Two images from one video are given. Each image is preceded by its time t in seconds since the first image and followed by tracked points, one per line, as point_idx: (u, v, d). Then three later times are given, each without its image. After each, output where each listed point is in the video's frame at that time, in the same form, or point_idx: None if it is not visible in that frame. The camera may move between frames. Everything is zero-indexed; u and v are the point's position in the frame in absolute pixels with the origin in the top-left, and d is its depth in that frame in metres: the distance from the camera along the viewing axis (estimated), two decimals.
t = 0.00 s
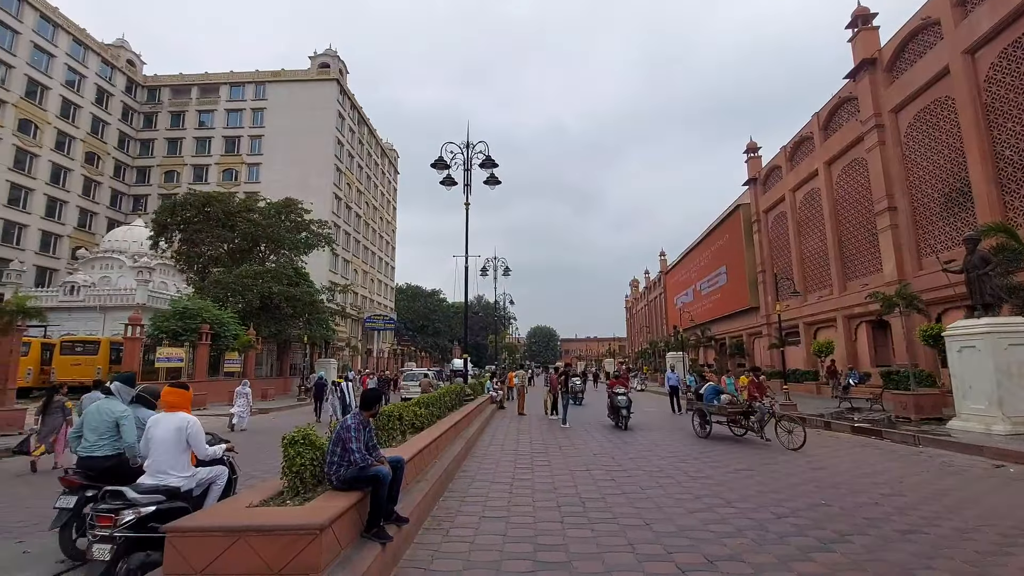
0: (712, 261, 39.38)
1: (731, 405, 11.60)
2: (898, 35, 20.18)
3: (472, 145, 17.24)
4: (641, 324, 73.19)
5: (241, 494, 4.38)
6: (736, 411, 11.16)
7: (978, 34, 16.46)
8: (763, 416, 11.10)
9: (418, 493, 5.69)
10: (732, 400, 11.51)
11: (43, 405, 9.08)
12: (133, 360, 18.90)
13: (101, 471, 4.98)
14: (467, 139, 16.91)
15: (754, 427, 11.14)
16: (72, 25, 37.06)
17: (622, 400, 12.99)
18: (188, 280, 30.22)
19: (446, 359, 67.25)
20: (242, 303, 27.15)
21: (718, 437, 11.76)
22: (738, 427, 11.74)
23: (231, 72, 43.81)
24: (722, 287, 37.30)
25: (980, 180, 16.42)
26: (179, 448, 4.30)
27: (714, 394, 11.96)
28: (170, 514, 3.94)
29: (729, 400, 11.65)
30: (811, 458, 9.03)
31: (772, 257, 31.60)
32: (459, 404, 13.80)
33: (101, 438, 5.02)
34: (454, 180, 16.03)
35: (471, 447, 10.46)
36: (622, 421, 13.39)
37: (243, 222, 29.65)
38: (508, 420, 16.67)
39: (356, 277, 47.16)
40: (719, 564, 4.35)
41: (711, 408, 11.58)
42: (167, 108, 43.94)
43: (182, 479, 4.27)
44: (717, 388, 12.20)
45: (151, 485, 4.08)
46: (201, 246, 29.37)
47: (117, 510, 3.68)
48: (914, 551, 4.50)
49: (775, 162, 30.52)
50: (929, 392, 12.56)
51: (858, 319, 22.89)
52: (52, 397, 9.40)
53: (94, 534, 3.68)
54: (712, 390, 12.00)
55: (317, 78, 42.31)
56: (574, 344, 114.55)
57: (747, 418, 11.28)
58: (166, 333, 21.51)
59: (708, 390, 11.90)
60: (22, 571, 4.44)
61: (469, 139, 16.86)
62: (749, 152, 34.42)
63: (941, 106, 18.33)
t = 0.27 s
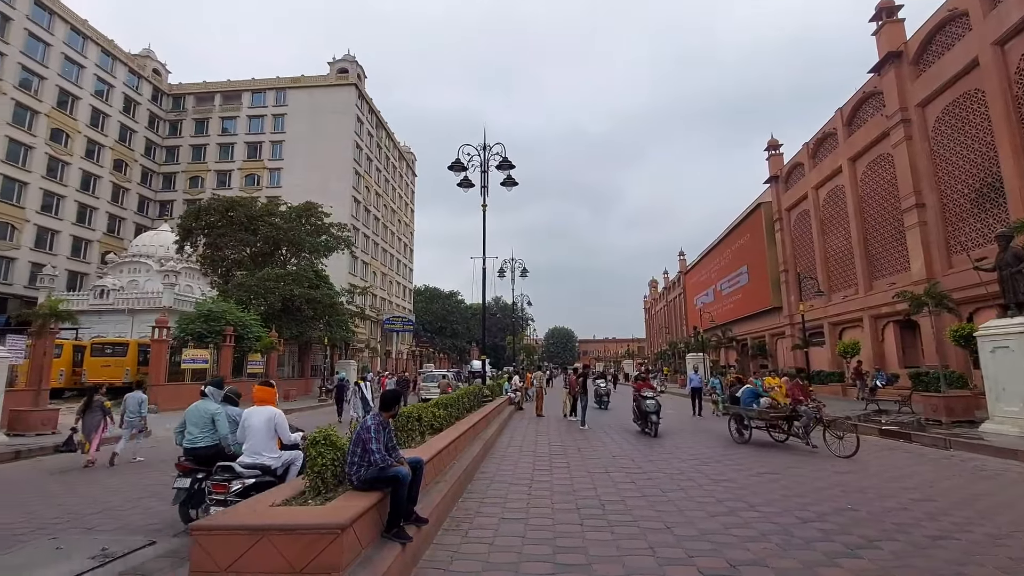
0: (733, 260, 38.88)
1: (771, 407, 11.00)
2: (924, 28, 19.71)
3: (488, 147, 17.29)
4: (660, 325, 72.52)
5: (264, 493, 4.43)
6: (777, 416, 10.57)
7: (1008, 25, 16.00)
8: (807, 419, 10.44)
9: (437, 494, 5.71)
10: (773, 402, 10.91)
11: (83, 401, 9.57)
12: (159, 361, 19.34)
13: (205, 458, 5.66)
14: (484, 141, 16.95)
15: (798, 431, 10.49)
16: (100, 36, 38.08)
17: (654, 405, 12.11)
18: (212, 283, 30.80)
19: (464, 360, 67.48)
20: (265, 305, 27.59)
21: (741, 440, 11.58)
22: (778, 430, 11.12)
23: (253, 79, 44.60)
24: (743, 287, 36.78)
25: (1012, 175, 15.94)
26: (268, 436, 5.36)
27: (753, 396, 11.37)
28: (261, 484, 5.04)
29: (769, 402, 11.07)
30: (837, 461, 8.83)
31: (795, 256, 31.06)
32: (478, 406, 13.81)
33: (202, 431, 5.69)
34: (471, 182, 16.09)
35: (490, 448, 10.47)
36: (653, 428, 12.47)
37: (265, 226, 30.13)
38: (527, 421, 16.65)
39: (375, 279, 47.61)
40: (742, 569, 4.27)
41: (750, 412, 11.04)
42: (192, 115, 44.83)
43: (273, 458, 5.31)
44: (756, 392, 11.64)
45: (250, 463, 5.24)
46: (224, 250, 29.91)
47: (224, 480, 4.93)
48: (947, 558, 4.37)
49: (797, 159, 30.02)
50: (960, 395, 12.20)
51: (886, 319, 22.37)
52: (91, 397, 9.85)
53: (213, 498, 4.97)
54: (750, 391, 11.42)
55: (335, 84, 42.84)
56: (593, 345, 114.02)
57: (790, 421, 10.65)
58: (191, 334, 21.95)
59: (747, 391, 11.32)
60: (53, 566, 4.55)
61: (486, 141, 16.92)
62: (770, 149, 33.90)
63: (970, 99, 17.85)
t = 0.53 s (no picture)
0: (753, 260, 38.36)
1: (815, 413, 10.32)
2: (950, 20, 19.27)
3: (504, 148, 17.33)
4: (679, 326, 71.78)
5: (285, 493, 4.48)
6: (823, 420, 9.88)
7: None
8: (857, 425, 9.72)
9: (456, 495, 5.72)
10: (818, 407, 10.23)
11: (118, 402, 9.96)
12: (184, 363, 19.75)
13: (282, 445, 6.30)
14: (500, 143, 16.99)
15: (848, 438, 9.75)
16: (126, 46, 39.03)
17: (687, 411, 11.21)
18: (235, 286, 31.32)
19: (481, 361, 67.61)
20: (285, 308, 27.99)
21: (763, 443, 11.39)
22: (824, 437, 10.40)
23: (273, 86, 45.32)
24: (764, 287, 36.27)
25: None
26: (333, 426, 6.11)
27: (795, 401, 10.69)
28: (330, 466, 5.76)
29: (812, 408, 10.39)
30: (863, 465, 8.64)
31: (817, 255, 30.51)
32: (496, 407, 13.81)
33: (278, 422, 6.33)
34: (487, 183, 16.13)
35: (508, 450, 10.47)
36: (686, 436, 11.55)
37: (285, 230, 30.59)
38: (545, 422, 16.62)
39: (393, 281, 48.00)
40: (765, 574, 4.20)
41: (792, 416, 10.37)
42: (214, 122, 45.68)
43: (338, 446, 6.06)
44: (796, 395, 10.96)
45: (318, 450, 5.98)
46: (246, 254, 30.40)
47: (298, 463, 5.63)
48: (978, 566, 4.24)
49: (819, 156, 29.52)
50: (992, 397, 11.90)
51: (913, 319, 21.85)
52: (126, 398, 10.28)
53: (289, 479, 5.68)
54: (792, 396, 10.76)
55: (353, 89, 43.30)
56: (610, 346, 113.29)
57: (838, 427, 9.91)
58: (214, 337, 22.37)
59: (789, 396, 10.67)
60: (83, 563, 4.67)
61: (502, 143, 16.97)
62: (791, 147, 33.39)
63: (1000, 92, 17.38)
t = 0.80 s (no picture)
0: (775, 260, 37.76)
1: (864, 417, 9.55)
2: (979, 11, 18.77)
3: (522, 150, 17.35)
4: (699, 327, 70.97)
5: (307, 493, 4.53)
6: (873, 426, 9.21)
7: None
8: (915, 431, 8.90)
9: (474, 497, 5.71)
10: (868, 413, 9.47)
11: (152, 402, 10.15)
12: (209, 365, 20.16)
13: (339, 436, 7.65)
14: (517, 145, 17.01)
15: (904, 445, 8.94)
16: (152, 57, 40.02)
17: (725, 418, 10.26)
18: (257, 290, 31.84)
19: (499, 363, 67.66)
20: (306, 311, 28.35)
21: (788, 447, 11.17)
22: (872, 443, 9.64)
23: (293, 92, 46.03)
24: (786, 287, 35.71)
25: None
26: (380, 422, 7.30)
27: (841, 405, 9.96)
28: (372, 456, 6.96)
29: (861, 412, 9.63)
30: (891, 470, 8.42)
31: (841, 254, 29.92)
32: (514, 409, 13.80)
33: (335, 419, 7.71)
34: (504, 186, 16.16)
35: (527, 451, 10.46)
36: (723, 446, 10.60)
37: (306, 234, 31.02)
38: (563, 425, 16.57)
39: (411, 284, 48.34)
40: None
41: (837, 420, 9.73)
42: (236, 129, 46.54)
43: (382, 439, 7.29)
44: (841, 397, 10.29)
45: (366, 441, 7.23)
46: (268, 258, 30.87)
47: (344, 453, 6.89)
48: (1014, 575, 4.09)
49: (843, 153, 28.97)
50: None
51: (943, 320, 21.27)
52: (159, 397, 10.51)
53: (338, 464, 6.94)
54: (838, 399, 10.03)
55: (370, 94, 43.74)
56: (629, 348, 112.52)
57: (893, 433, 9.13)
58: (237, 339, 22.77)
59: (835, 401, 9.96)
60: (113, 560, 4.78)
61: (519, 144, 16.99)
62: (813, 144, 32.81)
63: None
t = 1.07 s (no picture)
0: (798, 260, 37.15)
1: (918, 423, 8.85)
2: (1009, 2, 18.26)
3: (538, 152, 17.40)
4: (720, 328, 70.05)
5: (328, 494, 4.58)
6: (931, 433, 8.48)
7: None
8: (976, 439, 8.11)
9: (494, 499, 5.71)
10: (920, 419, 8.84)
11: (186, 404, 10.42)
12: (233, 367, 20.52)
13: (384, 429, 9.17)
14: (533, 148, 17.05)
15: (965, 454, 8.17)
16: (177, 67, 40.96)
17: (773, 427, 9.25)
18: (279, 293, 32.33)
19: (517, 366, 67.63)
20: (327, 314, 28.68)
21: (812, 452, 10.95)
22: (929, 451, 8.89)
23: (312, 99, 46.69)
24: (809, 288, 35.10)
25: None
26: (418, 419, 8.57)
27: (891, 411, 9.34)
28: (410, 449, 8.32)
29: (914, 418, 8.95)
30: (921, 476, 8.19)
31: (867, 254, 29.30)
32: (532, 411, 13.78)
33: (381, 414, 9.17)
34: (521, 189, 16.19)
35: (546, 454, 10.44)
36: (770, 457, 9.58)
37: (326, 237, 31.42)
38: (582, 427, 16.49)
39: (429, 286, 48.66)
40: None
41: (890, 427, 9.00)
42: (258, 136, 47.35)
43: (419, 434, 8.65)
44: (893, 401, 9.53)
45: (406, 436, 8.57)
46: (289, 262, 31.32)
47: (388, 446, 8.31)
48: None
49: (867, 150, 28.39)
50: None
51: (974, 320, 20.67)
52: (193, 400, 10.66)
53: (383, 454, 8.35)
54: (887, 406, 9.44)
55: (388, 99, 44.16)
56: (648, 350, 111.61)
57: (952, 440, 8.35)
58: (260, 342, 23.15)
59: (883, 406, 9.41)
60: (141, 558, 4.89)
61: (535, 147, 17.04)
62: (836, 142, 32.21)
63: None
